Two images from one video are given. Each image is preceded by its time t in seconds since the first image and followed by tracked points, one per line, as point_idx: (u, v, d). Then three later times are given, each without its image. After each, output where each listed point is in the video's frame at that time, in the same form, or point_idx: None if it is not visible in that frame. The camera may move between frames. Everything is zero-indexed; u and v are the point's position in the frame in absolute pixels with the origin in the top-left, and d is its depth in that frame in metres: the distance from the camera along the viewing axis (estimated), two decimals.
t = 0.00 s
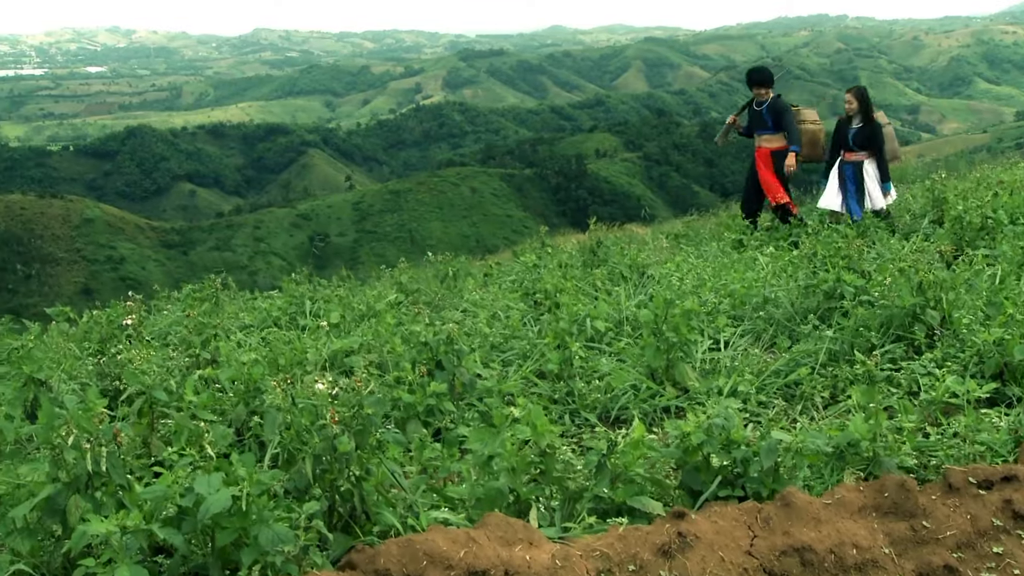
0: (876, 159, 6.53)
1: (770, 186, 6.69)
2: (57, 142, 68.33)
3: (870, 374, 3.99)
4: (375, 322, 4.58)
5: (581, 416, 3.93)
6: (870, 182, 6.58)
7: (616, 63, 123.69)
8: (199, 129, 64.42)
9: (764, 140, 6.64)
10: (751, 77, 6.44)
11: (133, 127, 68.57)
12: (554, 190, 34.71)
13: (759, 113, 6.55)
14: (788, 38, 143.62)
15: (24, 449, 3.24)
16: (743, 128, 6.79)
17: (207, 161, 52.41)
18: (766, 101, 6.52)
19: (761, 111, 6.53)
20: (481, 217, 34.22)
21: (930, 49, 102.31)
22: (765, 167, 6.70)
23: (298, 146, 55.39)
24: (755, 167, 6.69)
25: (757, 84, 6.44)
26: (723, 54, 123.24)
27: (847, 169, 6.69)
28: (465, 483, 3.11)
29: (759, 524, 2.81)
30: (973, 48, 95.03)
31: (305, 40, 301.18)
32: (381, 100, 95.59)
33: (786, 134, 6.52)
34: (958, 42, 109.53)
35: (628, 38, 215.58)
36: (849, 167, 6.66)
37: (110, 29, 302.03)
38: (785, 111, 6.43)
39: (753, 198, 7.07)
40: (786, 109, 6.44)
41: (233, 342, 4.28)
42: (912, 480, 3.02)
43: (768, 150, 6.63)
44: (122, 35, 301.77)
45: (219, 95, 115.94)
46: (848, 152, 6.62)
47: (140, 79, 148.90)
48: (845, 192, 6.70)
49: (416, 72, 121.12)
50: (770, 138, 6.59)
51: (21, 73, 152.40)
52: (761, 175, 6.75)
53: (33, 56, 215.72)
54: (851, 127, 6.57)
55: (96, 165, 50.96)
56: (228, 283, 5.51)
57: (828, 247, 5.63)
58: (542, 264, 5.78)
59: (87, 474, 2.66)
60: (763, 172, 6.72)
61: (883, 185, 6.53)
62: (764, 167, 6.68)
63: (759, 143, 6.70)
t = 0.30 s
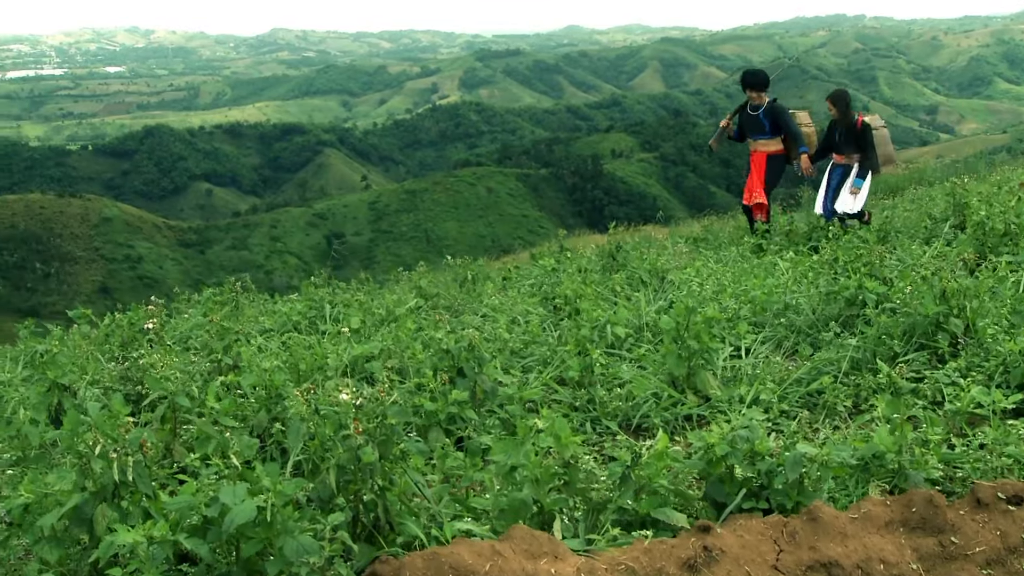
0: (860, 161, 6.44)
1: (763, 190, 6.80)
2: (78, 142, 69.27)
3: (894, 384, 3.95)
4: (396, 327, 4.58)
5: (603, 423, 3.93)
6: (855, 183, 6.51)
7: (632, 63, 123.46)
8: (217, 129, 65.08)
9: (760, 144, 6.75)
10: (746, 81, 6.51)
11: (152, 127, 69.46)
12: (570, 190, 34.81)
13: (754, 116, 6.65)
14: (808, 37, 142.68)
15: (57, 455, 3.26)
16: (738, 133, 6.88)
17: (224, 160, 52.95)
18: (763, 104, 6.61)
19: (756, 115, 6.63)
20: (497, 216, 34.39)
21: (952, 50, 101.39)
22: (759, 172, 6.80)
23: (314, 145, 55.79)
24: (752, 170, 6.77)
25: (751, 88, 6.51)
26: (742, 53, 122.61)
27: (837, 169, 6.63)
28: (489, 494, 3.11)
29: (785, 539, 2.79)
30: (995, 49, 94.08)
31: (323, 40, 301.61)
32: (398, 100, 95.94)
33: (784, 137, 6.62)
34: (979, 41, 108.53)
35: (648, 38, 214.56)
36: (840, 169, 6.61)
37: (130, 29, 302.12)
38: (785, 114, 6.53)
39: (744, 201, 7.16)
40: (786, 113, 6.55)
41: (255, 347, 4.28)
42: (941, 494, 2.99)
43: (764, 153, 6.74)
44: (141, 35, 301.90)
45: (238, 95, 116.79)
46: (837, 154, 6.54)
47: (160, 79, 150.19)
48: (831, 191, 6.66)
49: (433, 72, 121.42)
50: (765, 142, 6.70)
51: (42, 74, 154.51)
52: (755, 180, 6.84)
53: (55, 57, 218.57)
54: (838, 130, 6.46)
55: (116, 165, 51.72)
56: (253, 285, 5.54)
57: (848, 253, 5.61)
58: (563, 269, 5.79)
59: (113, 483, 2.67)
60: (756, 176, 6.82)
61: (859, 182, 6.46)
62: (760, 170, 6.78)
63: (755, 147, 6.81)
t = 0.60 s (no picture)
0: (854, 176, 6.40)
1: (758, 204, 6.60)
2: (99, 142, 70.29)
3: (920, 393, 3.92)
4: (417, 332, 4.58)
5: (626, 431, 3.92)
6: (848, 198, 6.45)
7: (650, 63, 123.26)
8: (235, 128, 65.62)
9: (756, 157, 6.56)
10: (744, 93, 6.30)
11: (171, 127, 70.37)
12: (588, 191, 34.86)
13: (752, 129, 6.44)
14: (827, 37, 142.06)
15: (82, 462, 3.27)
16: (734, 144, 6.68)
17: (242, 159, 53.52)
18: (761, 117, 6.40)
19: (754, 127, 6.42)
20: (514, 216, 34.47)
21: (974, 49, 100.60)
22: (754, 184, 6.61)
23: (332, 145, 56.25)
24: (747, 183, 6.57)
25: (749, 100, 6.30)
26: (760, 53, 122.22)
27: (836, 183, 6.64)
28: (514, 504, 3.10)
29: (812, 553, 2.77)
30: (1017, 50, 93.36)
31: (341, 40, 302.07)
32: (415, 99, 96.35)
33: (782, 149, 6.47)
34: (1000, 42, 107.61)
35: (666, 38, 213.86)
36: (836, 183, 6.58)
37: (149, 29, 301.97)
38: (784, 126, 6.34)
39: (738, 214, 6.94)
40: (784, 125, 6.35)
41: (276, 351, 4.29)
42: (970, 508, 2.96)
43: (760, 166, 6.55)
44: (160, 35, 302.00)
45: (255, 95, 117.79)
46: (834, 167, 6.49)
47: (179, 78, 151.63)
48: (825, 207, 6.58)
49: (450, 72, 121.85)
50: (762, 154, 6.51)
51: (64, 75, 156.69)
52: (750, 194, 6.65)
53: (76, 58, 221.13)
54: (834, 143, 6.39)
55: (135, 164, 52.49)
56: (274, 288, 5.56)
57: (872, 260, 5.57)
58: (582, 273, 5.76)
59: (140, 491, 2.67)
60: (752, 190, 6.62)
61: (850, 202, 6.36)
62: (755, 183, 6.59)
63: (751, 159, 6.61)
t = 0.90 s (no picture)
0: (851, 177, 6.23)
1: (756, 205, 6.59)
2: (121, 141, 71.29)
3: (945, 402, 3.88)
4: (440, 336, 4.58)
5: (650, 439, 3.92)
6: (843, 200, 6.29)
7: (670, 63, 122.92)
8: (255, 128, 66.24)
9: (752, 157, 6.54)
10: (738, 93, 6.31)
11: (191, 126, 71.20)
12: (606, 192, 35.02)
13: (748, 129, 6.44)
14: (848, 37, 141.21)
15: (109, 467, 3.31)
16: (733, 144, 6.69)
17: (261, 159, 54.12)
18: (757, 117, 6.39)
19: (750, 127, 6.42)
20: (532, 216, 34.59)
21: (997, 49, 99.69)
22: (751, 185, 6.59)
23: (350, 145, 56.71)
24: (742, 184, 6.56)
25: (743, 101, 6.30)
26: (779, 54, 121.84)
27: (828, 181, 6.47)
28: (539, 513, 3.10)
29: (842, 566, 2.75)
30: None
31: (360, 38, 301.78)
32: (433, 99, 96.69)
33: (778, 150, 6.42)
34: None
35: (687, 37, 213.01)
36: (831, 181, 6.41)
37: (169, 29, 302.18)
38: (779, 127, 6.31)
39: (738, 215, 6.94)
40: (781, 126, 6.32)
41: (299, 356, 4.30)
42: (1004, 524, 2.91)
43: (756, 167, 6.53)
44: (180, 35, 301.90)
45: (274, 95, 118.69)
46: (829, 167, 6.33)
47: (198, 77, 153.00)
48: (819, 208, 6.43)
49: (468, 71, 122.12)
50: (757, 155, 6.50)
51: (87, 75, 158.89)
52: (747, 194, 6.64)
53: (98, 59, 223.62)
54: (832, 141, 6.24)
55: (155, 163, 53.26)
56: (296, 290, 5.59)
57: (895, 265, 5.53)
58: (600, 278, 5.76)
59: (169, 500, 2.68)
60: (749, 190, 6.61)
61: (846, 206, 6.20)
62: (751, 184, 6.57)
63: (748, 159, 6.60)
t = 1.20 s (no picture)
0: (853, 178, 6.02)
1: (756, 213, 6.47)
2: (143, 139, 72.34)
3: (973, 411, 3.83)
4: (464, 340, 4.59)
5: (674, 446, 3.93)
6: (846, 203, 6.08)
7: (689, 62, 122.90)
8: (275, 125, 67.04)
9: (750, 164, 6.44)
10: (732, 101, 6.23)
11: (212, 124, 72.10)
12: (625, 192, 35.22)
13: (744, 137, 6.37)
14: (870, 37, 140.54)
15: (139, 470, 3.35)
16: (730, 152, 6.60)
17: (281, 158, 54.82)
18: (753, 124, 6.31)
19: (746, 134, 6.34)
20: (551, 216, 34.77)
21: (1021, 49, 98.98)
22: (751, 193, 6.49)
23: (369, 143, 57.28)
24: (742, 191, 6.47)
25: (736, 108, 6.24)
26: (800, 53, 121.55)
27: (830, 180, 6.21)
28: (567, 521, 3.09)
29: None
30: None
31: (379, 38, 301.81)
32: (452, 99, 97.20)
33: (775, 155, 6.30)
34: None
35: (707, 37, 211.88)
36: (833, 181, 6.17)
37: (190, 28, 302.26)
38: (775, 132, 6.22)
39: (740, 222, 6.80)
40: (777, 130, 6.23)
41: (324, 360, 4.30)
42: None
43: (755, 174, 6.43)
44: (202, 35, 302.08)
45: (295, 94, 119.76)
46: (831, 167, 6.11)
47: (218, 76, 154.53)
48: (820, 211, 6.21)
49: (487, 71, 122.67)
50: (755, 162, 6.40)
51: (109, 74, 161.05)
52: (747, 202, 6.54)
53: (120, 57, 225.29)
54: (833, 141, 6.03)
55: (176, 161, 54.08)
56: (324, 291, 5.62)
57: (922, 271, 5.47)
58: (622, 283, 5.74)
59: (200, 508, 2.69)
60: (749, 198, 6.50)
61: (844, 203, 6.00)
62: (751, 191, 6.47)
63: (747, 167, 6.51)
